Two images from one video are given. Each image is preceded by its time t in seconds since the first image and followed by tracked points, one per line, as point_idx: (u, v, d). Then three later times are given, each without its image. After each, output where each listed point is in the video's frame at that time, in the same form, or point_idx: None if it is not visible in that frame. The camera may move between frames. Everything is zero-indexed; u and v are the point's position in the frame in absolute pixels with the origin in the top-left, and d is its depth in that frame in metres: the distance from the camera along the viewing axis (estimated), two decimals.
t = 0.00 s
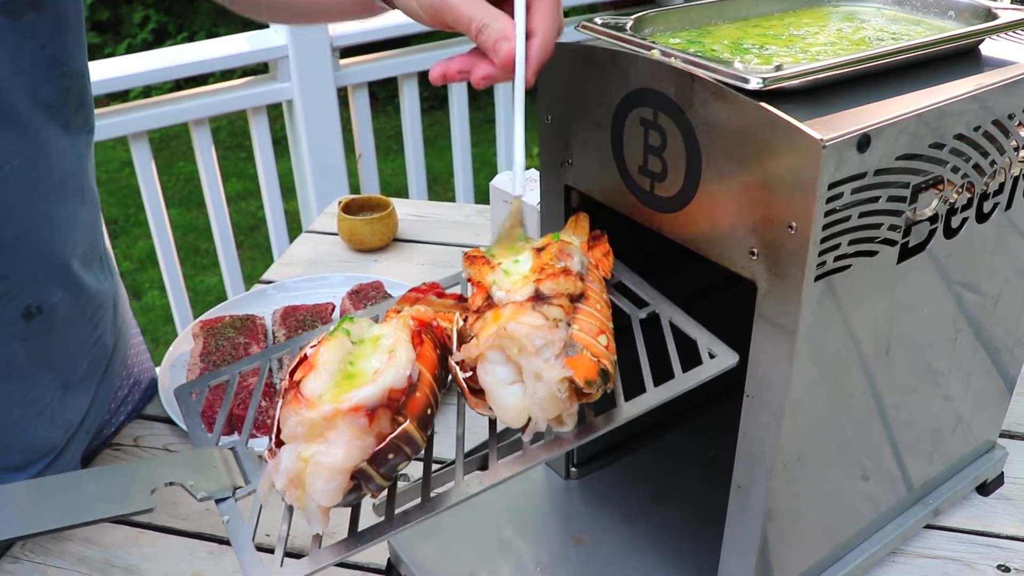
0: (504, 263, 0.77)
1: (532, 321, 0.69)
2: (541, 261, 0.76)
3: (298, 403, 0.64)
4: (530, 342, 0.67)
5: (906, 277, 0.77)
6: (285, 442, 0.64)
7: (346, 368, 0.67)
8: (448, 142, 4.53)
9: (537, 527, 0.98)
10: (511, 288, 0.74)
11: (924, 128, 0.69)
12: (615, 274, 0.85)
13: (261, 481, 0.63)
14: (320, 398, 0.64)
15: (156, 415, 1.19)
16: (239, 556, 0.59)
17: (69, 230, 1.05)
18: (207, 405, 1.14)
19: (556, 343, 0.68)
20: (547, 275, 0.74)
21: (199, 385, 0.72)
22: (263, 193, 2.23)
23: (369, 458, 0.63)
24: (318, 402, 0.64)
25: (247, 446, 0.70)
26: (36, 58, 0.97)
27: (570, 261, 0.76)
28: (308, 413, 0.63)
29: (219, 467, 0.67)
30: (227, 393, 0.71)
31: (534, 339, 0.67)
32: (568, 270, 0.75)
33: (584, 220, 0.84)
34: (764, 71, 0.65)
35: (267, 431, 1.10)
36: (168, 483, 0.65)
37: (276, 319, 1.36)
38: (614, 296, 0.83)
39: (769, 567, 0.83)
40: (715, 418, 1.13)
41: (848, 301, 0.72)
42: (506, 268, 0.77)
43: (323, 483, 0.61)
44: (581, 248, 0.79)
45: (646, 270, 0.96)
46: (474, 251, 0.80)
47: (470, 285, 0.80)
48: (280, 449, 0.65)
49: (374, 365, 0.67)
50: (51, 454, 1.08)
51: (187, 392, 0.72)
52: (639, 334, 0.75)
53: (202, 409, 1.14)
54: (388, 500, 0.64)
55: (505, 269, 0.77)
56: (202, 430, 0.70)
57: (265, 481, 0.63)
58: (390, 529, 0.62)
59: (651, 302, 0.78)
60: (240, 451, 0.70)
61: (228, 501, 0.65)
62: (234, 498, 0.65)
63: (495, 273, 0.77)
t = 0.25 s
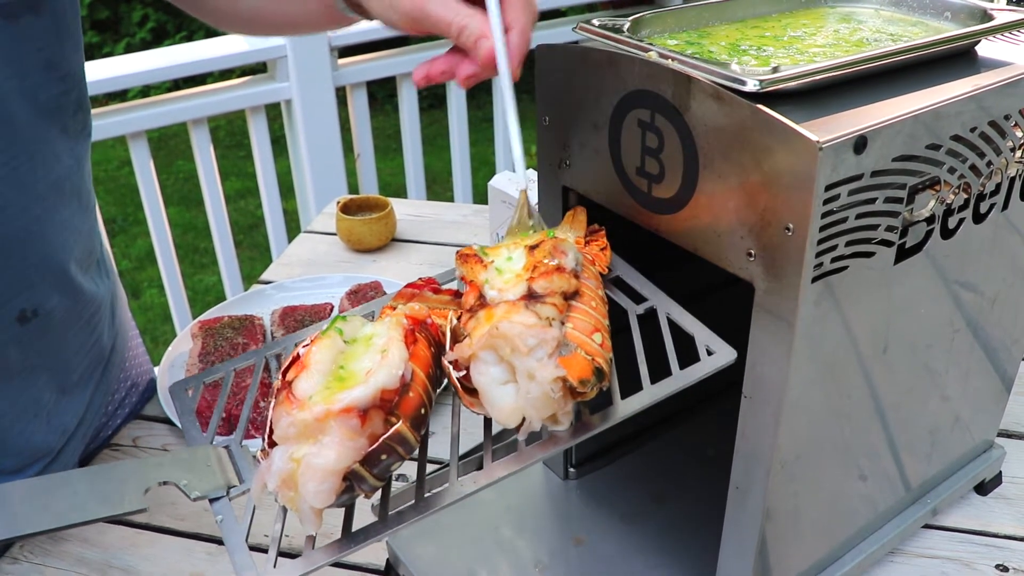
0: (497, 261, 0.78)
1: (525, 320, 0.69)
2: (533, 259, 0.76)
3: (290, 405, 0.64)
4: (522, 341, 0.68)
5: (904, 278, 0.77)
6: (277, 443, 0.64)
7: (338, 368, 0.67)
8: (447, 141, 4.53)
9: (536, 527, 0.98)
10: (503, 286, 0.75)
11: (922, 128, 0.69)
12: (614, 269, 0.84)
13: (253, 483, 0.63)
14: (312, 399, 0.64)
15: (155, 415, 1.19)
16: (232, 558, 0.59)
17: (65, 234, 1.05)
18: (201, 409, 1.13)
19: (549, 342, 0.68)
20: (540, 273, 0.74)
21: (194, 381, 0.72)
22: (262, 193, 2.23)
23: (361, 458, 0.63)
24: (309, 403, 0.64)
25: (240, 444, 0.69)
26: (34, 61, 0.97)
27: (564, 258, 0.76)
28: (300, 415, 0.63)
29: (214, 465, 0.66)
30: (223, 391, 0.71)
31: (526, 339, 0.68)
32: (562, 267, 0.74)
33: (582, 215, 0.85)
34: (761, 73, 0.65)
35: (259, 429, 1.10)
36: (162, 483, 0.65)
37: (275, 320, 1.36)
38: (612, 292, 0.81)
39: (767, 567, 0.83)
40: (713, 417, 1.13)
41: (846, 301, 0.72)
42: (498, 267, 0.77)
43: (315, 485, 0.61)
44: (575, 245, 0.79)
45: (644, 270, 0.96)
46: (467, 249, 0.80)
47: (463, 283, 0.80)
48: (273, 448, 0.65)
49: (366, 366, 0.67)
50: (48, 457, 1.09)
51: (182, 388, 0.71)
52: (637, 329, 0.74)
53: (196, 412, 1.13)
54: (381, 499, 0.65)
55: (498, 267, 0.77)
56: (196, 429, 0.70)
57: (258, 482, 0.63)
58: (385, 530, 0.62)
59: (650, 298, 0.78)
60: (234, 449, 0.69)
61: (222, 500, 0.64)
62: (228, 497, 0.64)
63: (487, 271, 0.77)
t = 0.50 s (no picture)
0: (491, 258, 0.78)
1: (520, 317, 0.69)
2: (528, 255, 0.77)
3: (285, 403, 0.64)
4: (518, 338, 0.68)
5: (905, 278, 0.77)
6: (272, 441, 0.64)
7: (334, 367, 0.68)
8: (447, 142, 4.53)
9: (537, 528, 0.98)
10: (497, 283, 0.75)
11: (922, 128, 0.69)
12: (610, 268, 0.84)
13: (249, 483, 0.64)
14: (306, 397, 0.64)
15: (156, 417, 1.18)
16: (228, 558, 0.59)
17: (65, 233, 1.05)
18: (197, 410, 1.12)
19: (544, 338, 0.68)
20: (534, 270, 0.74)
21: (189, 382, 0.72)
22: (262, 194, 2.23)
23: (357, 456, 0.63)
24: (304, 401, 0.64)
25: (236, 445, 0.69)
26: (33, 60, 0.97)
27: (558, 254, 0.76)
28: (294, 413, 0.63)
29: (207, 465, 0.66)
30: (219, 390, 0.70)
31: (521, 336, 0.68)
32: (556, 263, 0.75)
33: (576, 214, 0.85)
34: (761, 73, 0.65)
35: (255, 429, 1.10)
36: (156, 484, 0.65)
37: (275, 321, 1.36)
38: (609, 289, 0.81)
39: (768, 568, 0.83)
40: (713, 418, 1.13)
41: (847, 301, 0.72)
42: (492, 264, 0.77)
43: (310, 483, 0.61)
44: (570, 241, 0.79)
45: (644, 271, 0.96)
46: (461, 246, 0.80)
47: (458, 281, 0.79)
48: (269, 447, 0.66)
49: (361, 364, 0.67)
50: (51, 457, 1.09)
51: (177, 391, 0.71)
52: (634, 327, 0.74)
53: (193, 413, 1.13)
54: (378, 498, 0.64)
55: (491, 264, 0.77)
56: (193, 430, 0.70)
57: (254, 481, 0.63)
58: (382, 527, 0.62)
59: (647, 296, 0.78)
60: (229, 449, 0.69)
61: (217, 501, 0.64)
62: (223, 498, 0.64)
63: (481, 268, 0.77)
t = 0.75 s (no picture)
0: (484, 248, 0.78)
1: (512, 306, 0.69)
2: (522, 243, 0.76)
3: (275, 395, 0.64)
4: (510, 327, 0.67)
5: (905, 276, 0.77)
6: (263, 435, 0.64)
7: (325, 359, 0.67)
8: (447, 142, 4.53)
9: (537, 528, 0.98)
10: (490, 272, 0.74)
11: (923, 126, 0.69)
12: (607, 256, 0.83)
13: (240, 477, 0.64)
14: (297, 387, 0.64)
15: (155, 417, 1.23)
16: (220, 553, 0.59)
17: (62, 233, 1.04)
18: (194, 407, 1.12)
19: (538, 327, 0.68)
20: (528, 258, 0.73)
21: (182, 377, 0.72)
22: (262, 194, 2.23)
23: (348, 449, 0.63)
24: (294, 392, 0.64)
25: (228, 439, 0.69)
26: (33, 59, 0.95)
27: (552, 242, 0.76)
28: (285, 404, 0.63)
29: (198, 461, 0.67)
30: (211, 388, 0.71)
31: (514, 325, 0.67)
32: (550, 252, 0.74)
33: (574, 202, 0.85)
34: (762, 71, 0.65)
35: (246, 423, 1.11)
36: (146, 479, 0.65)
37: (275, 321, 1.36)
38: (606, 279, 0.80)
39: (768, 568, 0.83)
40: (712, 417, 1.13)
41: (848, 300, 0.71)
42: (483, 253, 0.77)
43: (301, 476, 0.61)
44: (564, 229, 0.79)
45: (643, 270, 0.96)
46: (453, 235, 0.80)
47: (451, 271, 0.79)
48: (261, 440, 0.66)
49: (352, 355, 0.67)
50: (48, 457, 1.09)
51: (170, 384, 0.71)
52: (630, 315, 0.73)
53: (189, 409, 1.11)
54: (370, 492, 0.64)
55: (484, 253, 0.77)
56: (185, 424, 0.69)
57: (245, 475, 0.63)
58: (376, 521, 0.62)
59: (645, 284, 0.76)
60: (221, 445, 0.69)
61: (208, 495, 0.64)
62: (215, 492, 0.64)
63: (474, 257, 0.77)
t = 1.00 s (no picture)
0: (476, 242, 0.77)
1: (506, 298, 0.69)
2: (512, 237, 0.75)
3: (275, 390, 0.64)
4: (504, 319, 0.68)
5: (905, 277, 0.76)
6: (264, 429, 0.64)
7: (323, 354, 0.67)
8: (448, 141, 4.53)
9: (537, 528, 0.98)
10: (483, 266, 0.74)
11: (922, 127, 0.69)
12: (597, 251, 0.83)
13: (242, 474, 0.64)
14: (295, 381, 0.65)
15: (154, 417, 1.22)
16: (223, 550, 0.59)
17: (64, 232, 1.04)
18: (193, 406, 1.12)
19: (532, 318, 0.68)
20: (519, 251, 0.73)
21: (179, 379, 0.72)
22: (262, 194, 2.23)
23: (348, 441, 0.63)
24: (293, 387, 0.64)
25: (228, 438, 0.70)
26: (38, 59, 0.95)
27: (543, 237, 0.75)
28: (284, 399, 0.63)
29: (198, 460, 0.67)
30: (211, 389, 0.71)
31: (508, 317, 0.68)
32: (541, 245, 0.74)
33: (563, 200, 0.85)
34: (760, 72, 0.65)
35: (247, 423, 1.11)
36: (147, 479, 0.65)
37: (274, 321, 1.36)
38: (596, 273, 0.80)
39: (768, 568, 0.83)
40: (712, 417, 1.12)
41: (847, 300, 0.71)
42: (477, 247, 0.76)
43: (302, 469, 0.61)
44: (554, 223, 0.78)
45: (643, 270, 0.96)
46: (446, 232, 0.80)
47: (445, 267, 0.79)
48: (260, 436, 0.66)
49: (349, 350, 0.67)
50: (50, 458, 1.09)
51: (167, 386, 0.72)
52: (621, 307, 0.74)
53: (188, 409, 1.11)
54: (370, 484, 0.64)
55: (476, 248, 0.76)
56: (184, 424, 0.70)
57: (246, 472, 0.63)
58: (376, 514, 0.62)
59: (635, 279, 0.77)
60: (221, 444, 0.70)
61: (210, 493, 0.65)
62: (216, 490, 0.66)
63: (467, 252, 0.76)
